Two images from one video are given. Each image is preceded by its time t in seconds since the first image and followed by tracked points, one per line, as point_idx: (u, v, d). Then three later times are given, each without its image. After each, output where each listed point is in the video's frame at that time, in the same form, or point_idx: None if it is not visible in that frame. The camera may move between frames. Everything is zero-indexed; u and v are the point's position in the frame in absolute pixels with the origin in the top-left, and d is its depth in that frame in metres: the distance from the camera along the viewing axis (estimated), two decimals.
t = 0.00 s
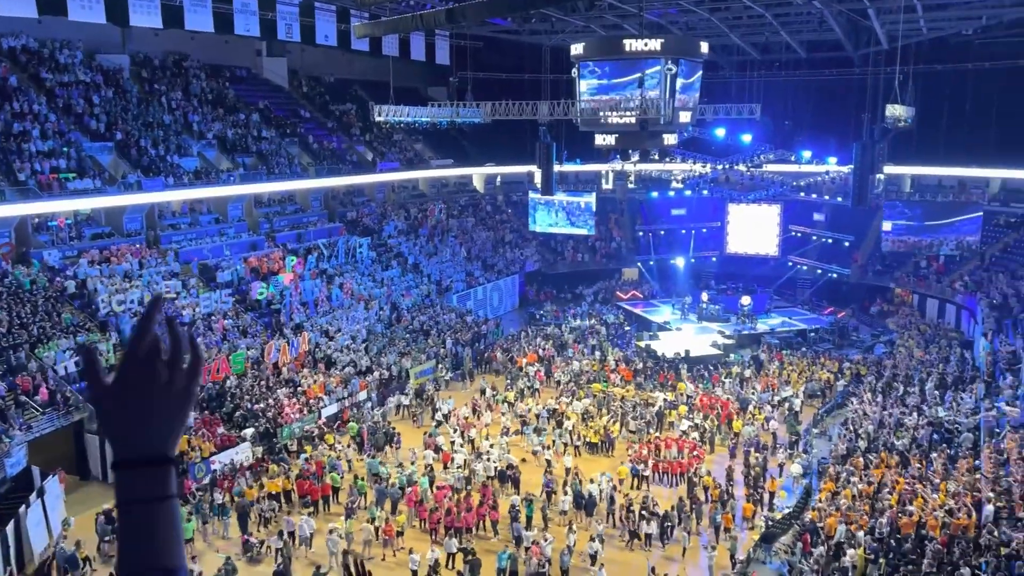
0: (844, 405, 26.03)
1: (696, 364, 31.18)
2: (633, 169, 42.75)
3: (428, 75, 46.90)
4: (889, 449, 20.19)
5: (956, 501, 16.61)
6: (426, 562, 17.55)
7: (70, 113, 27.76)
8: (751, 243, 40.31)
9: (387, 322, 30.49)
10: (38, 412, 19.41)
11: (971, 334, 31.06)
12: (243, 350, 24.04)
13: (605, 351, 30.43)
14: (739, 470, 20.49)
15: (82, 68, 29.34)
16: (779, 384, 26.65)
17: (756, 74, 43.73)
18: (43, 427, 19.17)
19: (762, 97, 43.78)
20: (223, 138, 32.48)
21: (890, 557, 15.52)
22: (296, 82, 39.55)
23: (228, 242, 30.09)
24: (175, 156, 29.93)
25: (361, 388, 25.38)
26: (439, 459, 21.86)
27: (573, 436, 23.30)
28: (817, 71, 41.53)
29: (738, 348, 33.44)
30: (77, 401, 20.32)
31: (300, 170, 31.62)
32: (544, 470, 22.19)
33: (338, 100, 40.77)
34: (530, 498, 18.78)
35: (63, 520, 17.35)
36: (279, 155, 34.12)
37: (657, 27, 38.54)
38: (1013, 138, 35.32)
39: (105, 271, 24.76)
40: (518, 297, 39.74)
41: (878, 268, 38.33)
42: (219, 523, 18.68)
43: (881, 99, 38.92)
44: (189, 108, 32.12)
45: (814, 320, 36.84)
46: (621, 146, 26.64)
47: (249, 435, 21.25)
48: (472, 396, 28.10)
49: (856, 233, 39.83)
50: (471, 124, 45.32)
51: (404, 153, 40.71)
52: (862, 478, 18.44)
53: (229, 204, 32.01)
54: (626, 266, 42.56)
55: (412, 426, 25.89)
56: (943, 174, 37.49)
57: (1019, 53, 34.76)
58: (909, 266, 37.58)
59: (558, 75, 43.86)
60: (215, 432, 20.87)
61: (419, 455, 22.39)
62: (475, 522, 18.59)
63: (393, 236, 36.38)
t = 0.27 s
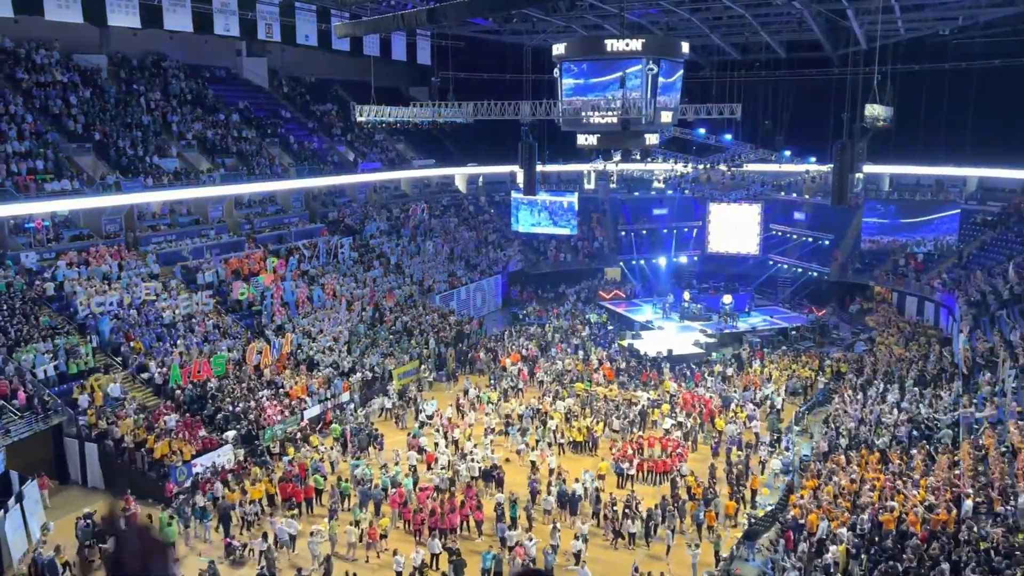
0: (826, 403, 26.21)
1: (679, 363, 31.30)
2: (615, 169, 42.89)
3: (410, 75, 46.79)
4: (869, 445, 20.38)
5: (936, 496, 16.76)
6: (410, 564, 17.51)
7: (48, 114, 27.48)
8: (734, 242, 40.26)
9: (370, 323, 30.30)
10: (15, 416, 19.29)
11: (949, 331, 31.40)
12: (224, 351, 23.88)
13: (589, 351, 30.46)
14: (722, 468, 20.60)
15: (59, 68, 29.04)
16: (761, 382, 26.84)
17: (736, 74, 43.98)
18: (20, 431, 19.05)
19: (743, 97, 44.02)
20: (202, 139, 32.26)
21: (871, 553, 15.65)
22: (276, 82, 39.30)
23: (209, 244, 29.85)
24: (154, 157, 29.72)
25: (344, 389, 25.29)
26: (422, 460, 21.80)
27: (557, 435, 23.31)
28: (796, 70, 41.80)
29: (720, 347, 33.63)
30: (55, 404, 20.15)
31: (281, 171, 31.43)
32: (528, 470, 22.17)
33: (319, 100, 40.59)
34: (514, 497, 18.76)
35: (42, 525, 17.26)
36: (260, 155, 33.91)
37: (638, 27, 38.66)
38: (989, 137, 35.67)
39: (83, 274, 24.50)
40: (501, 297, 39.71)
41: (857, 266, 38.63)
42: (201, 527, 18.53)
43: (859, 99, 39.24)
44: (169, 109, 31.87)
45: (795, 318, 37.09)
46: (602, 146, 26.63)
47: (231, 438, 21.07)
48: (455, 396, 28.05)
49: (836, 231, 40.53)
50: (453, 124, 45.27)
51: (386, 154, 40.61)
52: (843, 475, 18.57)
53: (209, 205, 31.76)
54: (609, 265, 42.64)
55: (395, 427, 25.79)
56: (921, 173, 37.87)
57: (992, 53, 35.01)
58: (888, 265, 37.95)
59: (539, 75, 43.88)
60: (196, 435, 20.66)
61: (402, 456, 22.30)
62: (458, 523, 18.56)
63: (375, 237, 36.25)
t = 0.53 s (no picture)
0: (808, 400, 26.40)
1: (662, 362, 31.44)
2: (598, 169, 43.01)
3: (392, 75, 46.69)
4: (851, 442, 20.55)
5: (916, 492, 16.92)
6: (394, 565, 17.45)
7: (26, 115, 27.21)
8: (717, 241, 40.43)
9: (354, 324, 30.22)
10: None
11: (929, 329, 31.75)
12: (206, 353, 23.77)
13: (573, 350, 30.52)
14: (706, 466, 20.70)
15: (38, 68, 28.73)
16: (744, 380, 26.98)
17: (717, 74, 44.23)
18: None
19: (725, 96, 44.26)
20: (184, 139, 32.07)
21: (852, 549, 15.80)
22: (258, 82, 39.07)
23: (190, 245, 29.65)
24: (135, 158, 29.51)
25: (328, 391, 25.21)
26: (407, 461, 21.77)
27: (541, 435, 23.33)
28: (777, 70, 42.08)
29: (703, 345, 33.79)
30: (35, 408, 19.88)
31: (263, 171, 31.27)
32: (513, 469, 22.19)
33: (301, 100, 40.41)
34: (499, 497, 18.78)
35: (22, 530, 16.97)
36: (241, 155, 33.72)
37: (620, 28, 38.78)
38: (967, 136, 36.08)
39: (62, 275, 24.26)
40: (485, 297, 39.69)
41: (838, 265, 38.96)
42: (184, 529, 18.41)
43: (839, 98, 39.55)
44: (149, 109, 31.63)
45: (777, 317, 37.35)
46: (585, 146, 26.64)
47: (214, 440, 20.97)
48: (439, 397, 28.02)
49: (817, 229, 40.95)
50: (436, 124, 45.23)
51: (368, 154, 40.50)
52: (826, 471, 18.73)
53: (190, 206, 31.51)
54: (592, 265, 42.75)
55: (378, 428, 25.75)
56: (899, 173, 38.26)
57: (970, 53, 35.46)
58: (868, 263, 38.23)
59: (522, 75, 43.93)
60: (178, 437, 20.60)
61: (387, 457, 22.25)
62: (443, 523, 18.55)
63: (358, 237, 36.12)
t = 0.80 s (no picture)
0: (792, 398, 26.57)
1: (647, 361, 31.54)
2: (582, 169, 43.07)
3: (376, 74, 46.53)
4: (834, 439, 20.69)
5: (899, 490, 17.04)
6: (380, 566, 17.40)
7: (5, 115, 26.93)
8: (703, 241, 40.41)
9: (338, 324, 30.11)
10: None
11: (911, 326, 32.07)
12: (189, 354, 23.61)
13: (558, 349, 30.55)
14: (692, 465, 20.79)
15: (17, 68, 28.43)
16: (728, 379, 27.09)
17: (701, 74, 44.32)
18: None
19: (708, 96, 44.42)
20: (166, 140, 31.85)
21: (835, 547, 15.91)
22: (240, 82, 38.83)
23: (173, 246, 29.44)
24: (116, 158, 29.27)
25: (312, 392, 25.10)
26: (393, 462, 21.73)
27: (527, 435, 23.33)
28: (760, 70, 42.28)
29: (688, 344, 33.91)
30: (16, 411, 19.62)
31: (246, 171, 31.09)
32: (500, 469, 22.18)
33: (284, 100, 40.20)
34: (485, 497, 18.77)
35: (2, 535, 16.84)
36: (224, 156, 33.51)
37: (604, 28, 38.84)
38: (948, 135, 36.40)
39: (42, 277, 23.99)
40: (471, 297, 39.67)
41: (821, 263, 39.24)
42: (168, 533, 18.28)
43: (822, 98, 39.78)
44: (130, 109, 31.37)
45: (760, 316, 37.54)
46: (570, 146, 26.67)
47: (198, 442, 20.66)
48: (425, 397, 27.96)
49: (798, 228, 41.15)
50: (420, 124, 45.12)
51: (353, 154, 40.36)
52: (810, 469, 18.83)
53: (172, 207, 31.26)
54: (577, 265, 42.83)
55: (363, 429, 25.67)
56: (881, 172, 38.56)
57: (950, 53, 35.78)
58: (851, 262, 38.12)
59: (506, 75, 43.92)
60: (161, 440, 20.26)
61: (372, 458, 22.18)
62: (429, 524, 18.53)
63: (342, 238, 35.99)
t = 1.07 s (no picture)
0: (778, 396, 26.72)
1: (634, 360, 31.64)
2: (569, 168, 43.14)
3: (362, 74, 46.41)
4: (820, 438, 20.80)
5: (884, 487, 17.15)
6: (368, 566, 17.39)
7: None
8: (688, 240, 40.69)
9: (325, 325, 30.02)
10: None
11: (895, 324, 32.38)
12: (174, 355, 23.50)
13: (545, 349, 30.59)
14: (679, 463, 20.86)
15: None
16: (715, 378, 27.20)
17: (686, 73, 44.42)
18: None
19: (694, 96, 44.57)
20: (150, 139, 31.66)
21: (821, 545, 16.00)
22: (225, 82, 38.62)
23: (158, 246, 29.27)
24: (99, 159, 29.10)
25: (299, 393, 25.00)
26: (380, 463, 21.70)
27: (515, 434, 23.34)
28: (745, 70, 42.49)
29: (674, 344, 34.01)
30: None
31: (231, 172, 30.94)
32: (488, 469, 22.18)
33: (269, 100, 40.03)
34: (473, 497, 18.78)
35: None
36: (209, 156, 33.32)
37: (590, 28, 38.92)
38: (931, 135, 36.69)
39: (25, 278, 23.80)
40: (458, 296, 39.67)
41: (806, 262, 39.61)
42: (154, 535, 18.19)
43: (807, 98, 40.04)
44: (114, 109, 31.16)
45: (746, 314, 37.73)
46: (557, 145, 26.69)
47: (183, 444, 20.70)
48: (412, 398, 27.92)
49: (786, 227, 40.68)
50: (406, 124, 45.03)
51: (338, 154, 40.26)
52: (796, 467, 18.92)
53: (156, 207, 31.07)
54: (564, 264, 42.89)
55: (349, 430, 25.61)
56: (865, 171, 38.84)
57: (934, 53, 36.04)
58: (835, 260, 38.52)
59: (493, 75, 43.93)
60: (146, 442, 20.15)
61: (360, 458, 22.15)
62: (417, 524, 18.51)
63: (329, 238, 35.87)
